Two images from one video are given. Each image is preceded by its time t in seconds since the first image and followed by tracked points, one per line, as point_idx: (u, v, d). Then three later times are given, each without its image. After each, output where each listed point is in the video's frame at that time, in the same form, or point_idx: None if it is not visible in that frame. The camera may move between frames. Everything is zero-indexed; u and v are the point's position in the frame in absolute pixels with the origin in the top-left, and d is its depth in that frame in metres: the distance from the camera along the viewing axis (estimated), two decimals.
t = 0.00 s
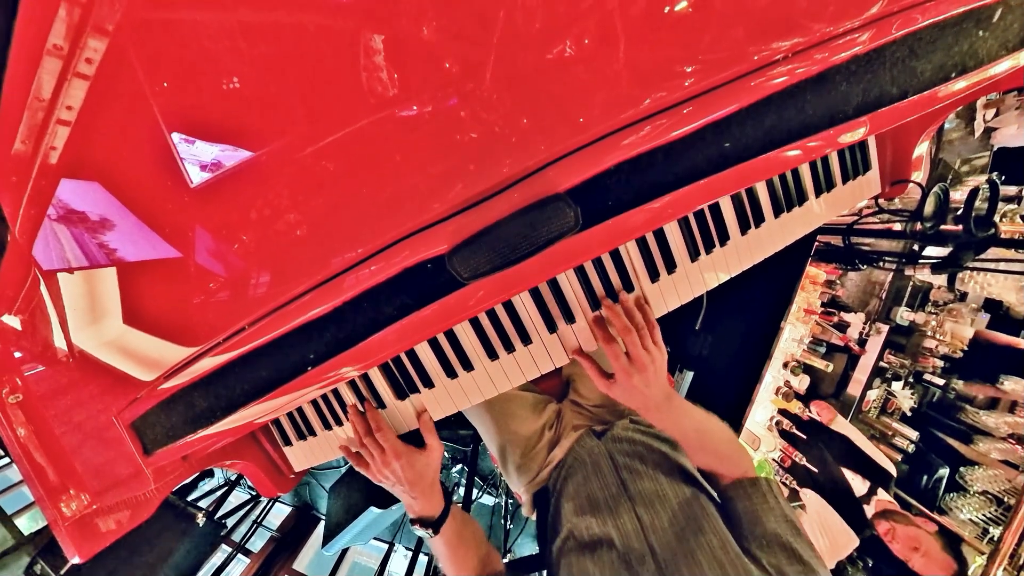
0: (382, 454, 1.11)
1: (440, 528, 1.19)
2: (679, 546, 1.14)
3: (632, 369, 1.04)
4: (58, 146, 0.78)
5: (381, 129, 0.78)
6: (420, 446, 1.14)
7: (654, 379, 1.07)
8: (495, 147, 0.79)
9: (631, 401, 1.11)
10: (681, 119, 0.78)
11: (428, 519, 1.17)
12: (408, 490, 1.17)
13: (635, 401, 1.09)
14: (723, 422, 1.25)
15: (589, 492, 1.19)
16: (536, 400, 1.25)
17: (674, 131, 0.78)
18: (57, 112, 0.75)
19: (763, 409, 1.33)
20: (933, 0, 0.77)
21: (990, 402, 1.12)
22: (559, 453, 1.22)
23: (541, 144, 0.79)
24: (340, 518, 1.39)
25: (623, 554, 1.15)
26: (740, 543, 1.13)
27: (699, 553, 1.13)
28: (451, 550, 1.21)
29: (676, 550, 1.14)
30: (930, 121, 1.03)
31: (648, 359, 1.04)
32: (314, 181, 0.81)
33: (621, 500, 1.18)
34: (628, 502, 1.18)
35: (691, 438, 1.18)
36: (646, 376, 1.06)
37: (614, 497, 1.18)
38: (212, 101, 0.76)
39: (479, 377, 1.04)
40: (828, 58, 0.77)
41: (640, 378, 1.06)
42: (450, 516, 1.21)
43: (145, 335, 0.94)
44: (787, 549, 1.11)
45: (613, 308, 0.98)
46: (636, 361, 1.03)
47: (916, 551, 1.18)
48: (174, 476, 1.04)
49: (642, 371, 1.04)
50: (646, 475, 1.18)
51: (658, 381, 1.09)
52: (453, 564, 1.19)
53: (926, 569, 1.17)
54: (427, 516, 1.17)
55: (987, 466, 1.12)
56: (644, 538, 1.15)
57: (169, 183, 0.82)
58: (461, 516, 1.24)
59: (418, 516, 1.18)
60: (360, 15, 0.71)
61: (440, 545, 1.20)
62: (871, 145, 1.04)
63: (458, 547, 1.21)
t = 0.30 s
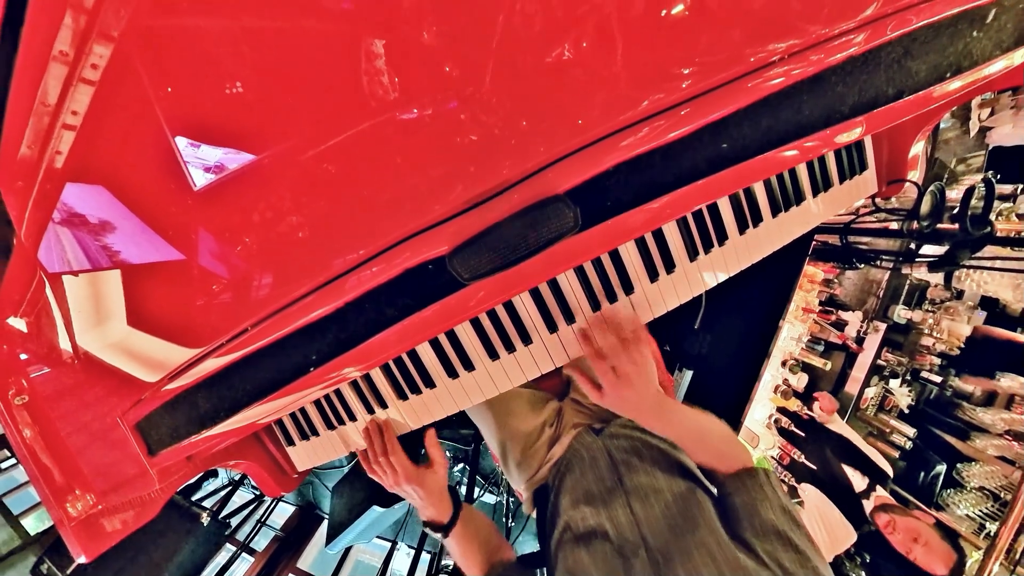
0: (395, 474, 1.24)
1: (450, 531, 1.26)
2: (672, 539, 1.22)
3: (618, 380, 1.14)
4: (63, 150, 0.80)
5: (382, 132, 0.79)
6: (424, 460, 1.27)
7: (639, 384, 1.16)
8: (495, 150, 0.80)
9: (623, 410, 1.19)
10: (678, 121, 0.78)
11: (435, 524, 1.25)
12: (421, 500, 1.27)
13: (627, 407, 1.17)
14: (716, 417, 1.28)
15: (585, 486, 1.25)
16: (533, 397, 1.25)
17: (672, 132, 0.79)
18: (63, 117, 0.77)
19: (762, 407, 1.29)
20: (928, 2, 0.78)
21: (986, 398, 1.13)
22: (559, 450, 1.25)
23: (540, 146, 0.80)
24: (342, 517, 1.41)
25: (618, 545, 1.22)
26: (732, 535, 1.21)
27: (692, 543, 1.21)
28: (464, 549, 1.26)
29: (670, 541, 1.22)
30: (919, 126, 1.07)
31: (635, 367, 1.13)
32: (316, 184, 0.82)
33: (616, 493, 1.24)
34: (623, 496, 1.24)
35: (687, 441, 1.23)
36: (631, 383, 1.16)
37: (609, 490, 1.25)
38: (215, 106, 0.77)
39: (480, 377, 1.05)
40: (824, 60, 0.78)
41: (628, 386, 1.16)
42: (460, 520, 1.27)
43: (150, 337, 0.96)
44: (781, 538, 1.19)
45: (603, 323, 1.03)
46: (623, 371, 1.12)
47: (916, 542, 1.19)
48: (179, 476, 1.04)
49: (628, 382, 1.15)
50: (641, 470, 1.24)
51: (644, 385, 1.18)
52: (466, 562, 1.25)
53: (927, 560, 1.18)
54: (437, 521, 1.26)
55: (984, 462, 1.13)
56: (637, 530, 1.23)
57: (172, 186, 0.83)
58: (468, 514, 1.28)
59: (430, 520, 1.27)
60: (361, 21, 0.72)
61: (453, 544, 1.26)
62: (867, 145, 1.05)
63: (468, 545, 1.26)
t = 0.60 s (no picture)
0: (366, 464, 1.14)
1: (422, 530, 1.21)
2: (664, 541, 1.06)
3: (601, 368, 1.02)
4: (68, 154, 0.81)
5: (383, 135, 0.80)
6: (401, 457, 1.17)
7: (628, 374, 1.04)
8: (494, 152, 0.81)
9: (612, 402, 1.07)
10: (676, 122, 0.79)
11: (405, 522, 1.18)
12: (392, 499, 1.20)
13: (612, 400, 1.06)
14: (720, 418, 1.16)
15: (577, 480, 1.18)
16: (533, 398, 1.33)
17: (670, 133, 0.80)
18: (69, 122, 0.78)
19: (761, 405, 1.40)
20: (922, 3, 0.79)
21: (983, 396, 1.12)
22: (557, 449, 1.25)
23: (540, 148, 0.81)
24: (345, 517, 1.40)
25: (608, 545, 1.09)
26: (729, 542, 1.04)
27: (682, 548, 1.03)
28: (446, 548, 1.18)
29: (660, 543, 1.06)
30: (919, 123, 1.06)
31: (619, 357, 1.03)
32: (318, 186, 0.83)
33: (608, 489, 1.15)
34: (615, 492, 1.14)
35: (683, 438, 1.09)
36: (618, 373, 1.03)
37: (602, 486, 1.16)
38: (218, 110, 0.78)
39: (481, 377, 1.05)
40: (820, 61, 0.79)
41: (613, 377, 1.04)
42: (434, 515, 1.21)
43: (155, 339, 0.98)
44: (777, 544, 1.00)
45: (577, 310, 0.98)
46: (607, 359, 1.02)
47: (912, 539, 1.20)
48: (184, 476, 1.06)
49: (613, 371, 1.03)
50: (634, 465, 1.15)
51: (634, 377, 1.05)
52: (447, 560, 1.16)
53: (924, 556, 1.19)
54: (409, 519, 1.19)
55: (981, 459, 1.12)
56: (628, 530, 1.10)
57: (176, 189, 0.84)
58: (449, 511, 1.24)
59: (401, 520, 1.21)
60: (362, 26, 0.73)
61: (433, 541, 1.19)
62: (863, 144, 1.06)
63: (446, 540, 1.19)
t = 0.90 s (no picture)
0: (364, 465, 1.15)
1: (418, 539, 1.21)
2: (661, 550, 1.09)
3: (597, 379, 0.98)
4: (73, 159, 0.82)
5: (384, 138, 0.81)
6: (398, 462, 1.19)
7: (625, 387, 0.99)
8: (494, 154, 0.81)
9: (607, 412, 1.03)
10: (673, 124, 0.80)
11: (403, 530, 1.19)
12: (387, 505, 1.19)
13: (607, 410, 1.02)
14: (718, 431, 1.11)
15: (577, 487, 1.21)
16: (532, 399, 1.32)
17: (668, 134, 0.81)
18: (74, 126, 0.79)
19: (760, 403, 1.40)
20: (916, 4, 0.80)
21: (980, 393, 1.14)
22: (557, 451, 1.27)
23: (539, 149, 0.81)
24: (348, 516, 1.42)
25: (605, 554, 1.13)
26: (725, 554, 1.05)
27: (678, 559, 1.06)
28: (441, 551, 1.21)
29: (657, 552, 1.10)
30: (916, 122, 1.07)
31: (617, 368, 0.99)
32: (320, 189, 0.84)
33: (608, 497, 1.18)
34: (615, 501, 1.17)
35: (680, 451, 1.06)
36: (614, 385, 0.99)
37: (602, 494, 1.19)
38: (222, 114, 0.79)
39: (482, 376, 1.06)
40: (816, 62, 0.80)
41: (609, 389, 0.99)
42: (430, 523, 1.22)
43: (157, 340, 1.00)
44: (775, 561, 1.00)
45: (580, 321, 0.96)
46: (603, 369, 0.98)
47: (911, 535, 1.19)
48: (187, 476, 1.06)
49: (609, 382, 0.98)
50: (633, 475, 1.18)
51: (633, 392, 1.00)
52: (443, 562, 1.19)
53: (922, 553, 1.17)
54: (406, 527, 1.19)
55: (978, 455, 1.12)
56: (627, 539, 1.13)
57: (180, 192, 0.85)
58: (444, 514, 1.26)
59: (399, 527, 1.21)
60: (362, 31, 0.74)
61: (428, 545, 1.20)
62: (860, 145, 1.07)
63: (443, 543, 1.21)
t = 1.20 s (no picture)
0: (369, 461, 1.15)
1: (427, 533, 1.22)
2: (659, 544, 1.09)
3: (592, 379, 1.00)
4: (78, 163, 0.83)
5: (384, 141, 0.82)
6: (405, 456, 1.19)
7: (620, 387, 1.01)
8: (494, 155, 0.82)
9: (603, 410, 1.05)
10: (672, 125, 0.81)
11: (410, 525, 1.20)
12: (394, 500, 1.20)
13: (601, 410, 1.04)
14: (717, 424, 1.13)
15: (576, 480, 1.21)
16: (533, 397, 1.34)
17: (666, 135, 0.81)
18: (79, 131, 0.80)
19: (759, 401, 1.45)
20: (910, 5, 0.81)
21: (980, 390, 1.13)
22: (557, 447, 1.28)
23: (538, 151, 0.82)
24: (352, 513, 1.43)
25: (602, 545, 1.12)
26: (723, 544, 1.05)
27: (676, 550, 1.06)
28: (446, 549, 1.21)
29: (655, 545, 1.10)
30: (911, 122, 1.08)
31: (611, 367, 1.00)
32: (321, 191, 0.85)
33: (605, 491, 1.18)
34: (612, 494, 1.17)
35: (675, 444, 1.08)
36: (609, 385, 1.01)
37: (599, 488, 1.19)
38: (224, 118, 0.80)
39: (482, 376, 1.07)
40: (812, 63, 0.80)
41: (603, 388, 1.01)
42: (434, 519, 1.23)
43: (161, 341, 1.01)
44: (774, 550, 0.98)
45: (575, 320, 0.98)
46: (598, 369, 0.99)
47: (911, 528, 1.18)
48: (192, 476, 1.09)
49: (603, 382, 1.00)
50: (632, 469, 1.18)
51: (627, 391, 1.02)
52: (445, 561, 1.20)
53: (921, 546, 1.16)
54: (413, 522, 1.20)
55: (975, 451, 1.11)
56: (624, 531, 1.13)
57: (184, 196, 0.87)
58: (446, 513, 1.27)
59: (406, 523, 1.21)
60: (363, 35, 0.75)
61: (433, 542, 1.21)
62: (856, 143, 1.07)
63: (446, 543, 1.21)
